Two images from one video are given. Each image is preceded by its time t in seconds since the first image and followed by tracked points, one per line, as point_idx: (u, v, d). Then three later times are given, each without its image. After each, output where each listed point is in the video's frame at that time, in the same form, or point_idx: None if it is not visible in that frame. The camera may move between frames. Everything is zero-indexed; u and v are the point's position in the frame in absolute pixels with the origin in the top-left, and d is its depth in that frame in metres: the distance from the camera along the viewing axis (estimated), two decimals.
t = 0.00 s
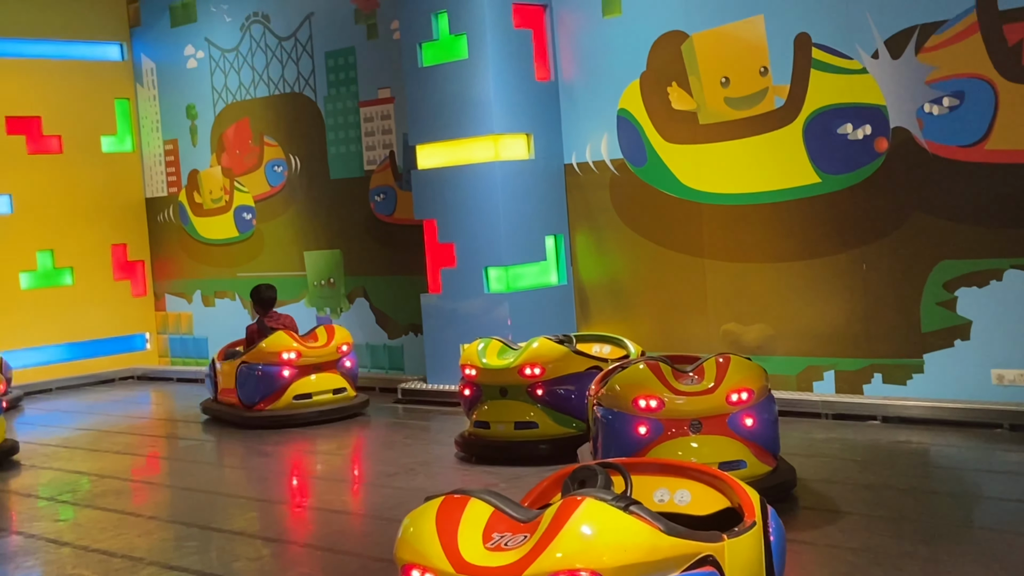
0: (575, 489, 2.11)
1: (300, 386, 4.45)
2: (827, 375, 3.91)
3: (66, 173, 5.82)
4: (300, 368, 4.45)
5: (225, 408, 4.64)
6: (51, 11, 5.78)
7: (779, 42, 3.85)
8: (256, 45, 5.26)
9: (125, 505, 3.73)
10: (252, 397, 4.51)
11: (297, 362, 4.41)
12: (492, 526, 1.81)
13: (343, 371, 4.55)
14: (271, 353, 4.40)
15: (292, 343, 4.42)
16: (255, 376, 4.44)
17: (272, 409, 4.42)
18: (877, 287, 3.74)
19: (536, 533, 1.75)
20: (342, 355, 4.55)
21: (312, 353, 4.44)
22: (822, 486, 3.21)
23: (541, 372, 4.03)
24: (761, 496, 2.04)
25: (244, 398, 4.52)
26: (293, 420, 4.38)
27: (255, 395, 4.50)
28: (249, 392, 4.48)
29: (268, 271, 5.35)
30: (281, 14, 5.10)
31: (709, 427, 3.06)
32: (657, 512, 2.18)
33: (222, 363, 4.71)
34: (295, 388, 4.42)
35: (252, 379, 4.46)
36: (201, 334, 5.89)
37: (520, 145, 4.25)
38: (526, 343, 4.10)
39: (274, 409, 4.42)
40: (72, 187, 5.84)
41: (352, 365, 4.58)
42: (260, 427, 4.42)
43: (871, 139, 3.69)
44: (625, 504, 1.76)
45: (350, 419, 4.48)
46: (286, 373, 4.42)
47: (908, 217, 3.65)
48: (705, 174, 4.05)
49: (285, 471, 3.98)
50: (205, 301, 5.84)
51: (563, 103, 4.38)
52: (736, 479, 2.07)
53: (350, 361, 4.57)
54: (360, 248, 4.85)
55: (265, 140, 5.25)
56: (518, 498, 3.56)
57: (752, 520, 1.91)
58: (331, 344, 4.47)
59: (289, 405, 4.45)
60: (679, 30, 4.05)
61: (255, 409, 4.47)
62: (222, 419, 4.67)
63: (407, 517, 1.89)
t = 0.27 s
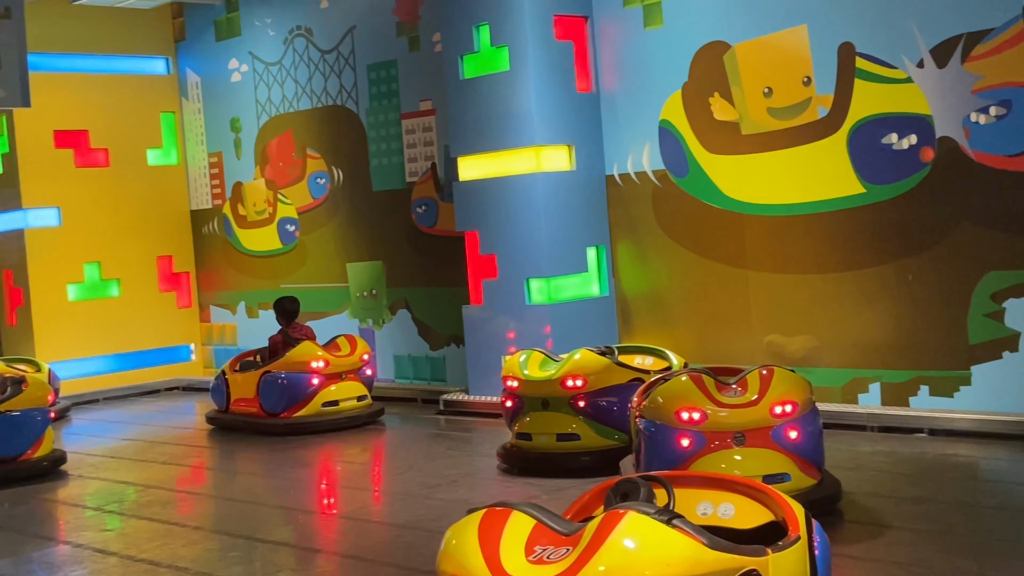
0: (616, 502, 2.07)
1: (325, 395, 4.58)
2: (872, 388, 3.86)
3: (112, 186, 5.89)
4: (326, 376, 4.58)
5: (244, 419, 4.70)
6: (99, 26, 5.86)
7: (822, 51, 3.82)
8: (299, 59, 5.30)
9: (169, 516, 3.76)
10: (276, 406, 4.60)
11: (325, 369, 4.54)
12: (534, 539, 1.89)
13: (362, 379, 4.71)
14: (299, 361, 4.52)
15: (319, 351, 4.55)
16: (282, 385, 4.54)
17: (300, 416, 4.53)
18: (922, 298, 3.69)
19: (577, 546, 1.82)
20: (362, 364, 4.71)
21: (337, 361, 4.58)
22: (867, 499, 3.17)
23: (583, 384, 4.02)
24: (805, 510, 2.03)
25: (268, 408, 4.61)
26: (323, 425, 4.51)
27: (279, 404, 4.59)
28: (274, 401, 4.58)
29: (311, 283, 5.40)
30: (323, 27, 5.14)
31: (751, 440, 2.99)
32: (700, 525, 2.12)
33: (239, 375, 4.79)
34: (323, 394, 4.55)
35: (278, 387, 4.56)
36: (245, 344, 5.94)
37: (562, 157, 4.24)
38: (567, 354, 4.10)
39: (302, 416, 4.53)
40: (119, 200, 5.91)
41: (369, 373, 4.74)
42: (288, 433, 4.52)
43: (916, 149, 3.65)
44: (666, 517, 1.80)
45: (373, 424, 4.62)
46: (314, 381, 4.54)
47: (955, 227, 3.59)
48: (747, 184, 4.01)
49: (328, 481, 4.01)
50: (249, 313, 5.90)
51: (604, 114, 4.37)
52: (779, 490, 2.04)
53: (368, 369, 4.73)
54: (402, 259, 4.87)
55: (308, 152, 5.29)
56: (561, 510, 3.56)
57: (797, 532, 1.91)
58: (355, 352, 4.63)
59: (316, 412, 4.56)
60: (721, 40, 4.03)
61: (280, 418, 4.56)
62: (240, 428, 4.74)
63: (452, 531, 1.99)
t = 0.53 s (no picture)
0: (661, 510, 2.03)
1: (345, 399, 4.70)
2: (918, 396, 3.78)
3: (157, 195, 5.97)
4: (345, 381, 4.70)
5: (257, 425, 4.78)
6: (144, 37, 5.94)
7: (867, 58, 3.75)
8: (341, 67, 5.33)
9: (210, 522, 3.78)
10: (294, 411, 4.69)
11: (345, 374, 4.66)
12: (576, 546, 1.91)
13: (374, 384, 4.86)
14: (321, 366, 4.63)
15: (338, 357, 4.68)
16: (302, 391, 4.64)
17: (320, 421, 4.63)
18: (969, 306, 3.61)
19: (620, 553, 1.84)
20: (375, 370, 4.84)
21: (356, 367, 4.71)
22: (912, 509, 3.11)
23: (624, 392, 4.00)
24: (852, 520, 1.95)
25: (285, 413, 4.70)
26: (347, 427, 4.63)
27: (296, 409, 4.69)
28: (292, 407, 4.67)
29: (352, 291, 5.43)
30: (365, 36, 5.16)
31: (795, 448, 2.93)
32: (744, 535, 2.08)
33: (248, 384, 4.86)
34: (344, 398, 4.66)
35: (297, 393, 4.65)
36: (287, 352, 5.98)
37: (603, 163, 4.22)
38: (608, 362, 4.09)
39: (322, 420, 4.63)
40: (164, 208, 5.99)
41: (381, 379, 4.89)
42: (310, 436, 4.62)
43: (963, 155, 3.58)
44: (711, 524, 1.74)
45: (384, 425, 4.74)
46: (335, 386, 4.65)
47: (1003, 234, 3.51)
48: (789, 191, 3.98)
49: (368, 488, 4.02)
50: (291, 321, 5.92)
51: (645, 120, 4.35)
52: (822, 502, 1.98)
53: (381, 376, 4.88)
54: (443, 267, 4.88)
55: (349, 160, 5.32)
56: (603, 518, 3.54)
57: (842, 543, 1.84)
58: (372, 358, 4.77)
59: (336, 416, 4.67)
60: (765, 47, 3.98)
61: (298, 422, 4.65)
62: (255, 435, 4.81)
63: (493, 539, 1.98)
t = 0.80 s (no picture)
0: (701, 518, 1.96)
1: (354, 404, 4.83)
2: (962, 403, 3.71)
3: (197, 201, 6.02)
4: (353, 387, 4.84)
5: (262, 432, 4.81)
6: (185, 45, 6.00)
7: (908, 62, 3.71)
8: (380, 75, 5.36)
9: (247, 527, 3.80)
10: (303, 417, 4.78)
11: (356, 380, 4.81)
12: (618, 554, 1.84)
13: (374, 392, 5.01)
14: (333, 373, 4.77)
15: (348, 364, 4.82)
16: (315, 397, 4.75)
17: (331, 425, 4.75)
18: (1013, 313, 3.52)
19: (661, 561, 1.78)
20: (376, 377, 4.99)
21: (363, 373, 4.86)
22: (957, 517, 3.04)
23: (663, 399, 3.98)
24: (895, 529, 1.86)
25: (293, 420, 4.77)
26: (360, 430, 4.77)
27: (305, 415, 4.78)
28: (303, 413, 4.76)
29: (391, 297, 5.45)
30: (404, 43, 5.20)
31: (837, 456, 2.87)
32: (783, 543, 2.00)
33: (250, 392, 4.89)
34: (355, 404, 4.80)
35: (309, 399, 4.76)
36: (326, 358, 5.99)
37: (641, 169, 4.23)
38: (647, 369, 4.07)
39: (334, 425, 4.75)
40: (204, 215, 6.04)
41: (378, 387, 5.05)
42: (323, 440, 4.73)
43: (1006, 160, 3.51)
44: (752, 532, 1.69)
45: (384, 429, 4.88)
46: (346, 391, 4.78)
47: None
48: (829, 197, 3.95)
49: (407, 493, 4.03)
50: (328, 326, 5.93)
51: (684, 127, 4.34)
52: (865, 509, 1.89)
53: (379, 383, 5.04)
54: (482, 273, 4.89)
55: (388, 167, 5.34)
56: (643, 525, 3.53)
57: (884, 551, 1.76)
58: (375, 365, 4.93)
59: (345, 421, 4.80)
60: (802, 52, 3.96)
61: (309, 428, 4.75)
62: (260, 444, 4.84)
63: (533, 545, 1.95)
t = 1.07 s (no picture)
0: (740, 523, 1.92)
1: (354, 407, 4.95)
2: (1006, 408, 3.63)
3: (237, 205, 6.06)
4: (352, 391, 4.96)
5: (266, 438, 4.83)
6: (225, 49, 6.04)
7: (951, 61, 3.63)
8: (419, 78, 5.38)
9: (285, 531, 3.81)
10: (306, 421, 4.85)
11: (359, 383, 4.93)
12: (657, 558, 1.85)
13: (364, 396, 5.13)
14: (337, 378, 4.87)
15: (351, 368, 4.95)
16: (319, 400, 4.85)
17: (336, 428, 4.86)
18: None
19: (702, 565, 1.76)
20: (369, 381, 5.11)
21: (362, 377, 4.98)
22: (1004, 524, 2.97)
23: (703, 403, 3.97)
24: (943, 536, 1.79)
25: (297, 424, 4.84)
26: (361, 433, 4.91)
27: (309, 419, 4.85)
28: (307, 417, 4.82)
29: (431, 300, 5.46)
30: (443, 46, 5.21)
31: (879, 460, 2.79)
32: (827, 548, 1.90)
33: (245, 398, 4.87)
34: (357, 406, 4.93)
35: (313, 404, 4.83)
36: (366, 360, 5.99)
37: (681, 172, 4.20)
38: (686, 372, 4.06)
39: (337, 427, 4.87)
40: (243, 218, 6.07)
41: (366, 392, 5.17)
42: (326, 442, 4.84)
43: None
44: (794, 538, 1.62)
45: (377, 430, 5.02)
46: (349, 395, 4.91)
47: None
48: (870, 200, 3.88)
49: (447, 495, 4.04)
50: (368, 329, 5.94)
51: (724, 129, 4.32)
52: (909, 512, 1.82)
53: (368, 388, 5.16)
54: (520, 276, 4.89)
55: (427, 170, 5.36)
56: (685, 529, 3.51)
57: (930, 557, 1.68)
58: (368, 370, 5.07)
59: (345, 424, 4.92)
60: (845, 52, 3.90)
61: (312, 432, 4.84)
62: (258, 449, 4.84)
63: (575, 547, 1.98)
